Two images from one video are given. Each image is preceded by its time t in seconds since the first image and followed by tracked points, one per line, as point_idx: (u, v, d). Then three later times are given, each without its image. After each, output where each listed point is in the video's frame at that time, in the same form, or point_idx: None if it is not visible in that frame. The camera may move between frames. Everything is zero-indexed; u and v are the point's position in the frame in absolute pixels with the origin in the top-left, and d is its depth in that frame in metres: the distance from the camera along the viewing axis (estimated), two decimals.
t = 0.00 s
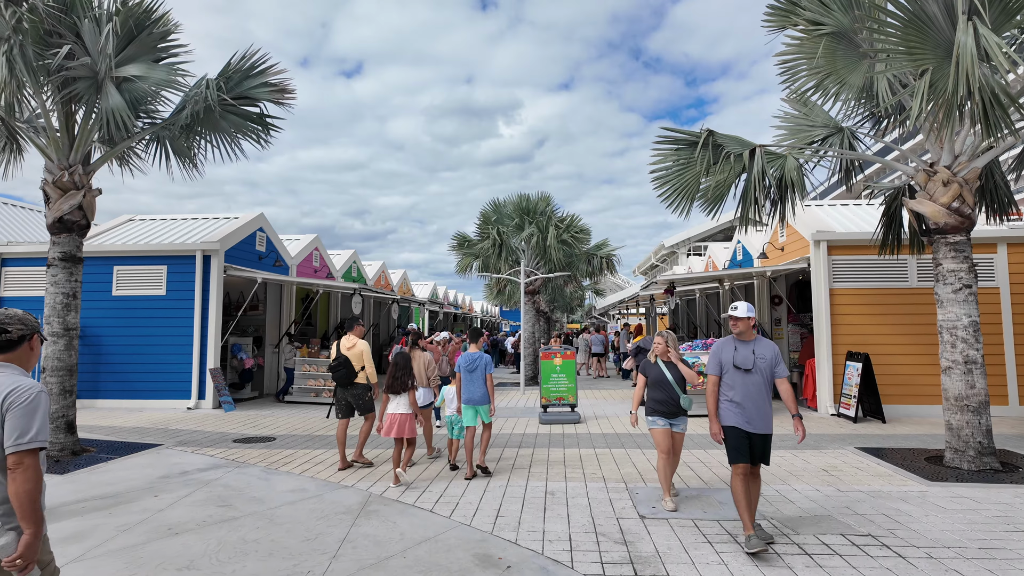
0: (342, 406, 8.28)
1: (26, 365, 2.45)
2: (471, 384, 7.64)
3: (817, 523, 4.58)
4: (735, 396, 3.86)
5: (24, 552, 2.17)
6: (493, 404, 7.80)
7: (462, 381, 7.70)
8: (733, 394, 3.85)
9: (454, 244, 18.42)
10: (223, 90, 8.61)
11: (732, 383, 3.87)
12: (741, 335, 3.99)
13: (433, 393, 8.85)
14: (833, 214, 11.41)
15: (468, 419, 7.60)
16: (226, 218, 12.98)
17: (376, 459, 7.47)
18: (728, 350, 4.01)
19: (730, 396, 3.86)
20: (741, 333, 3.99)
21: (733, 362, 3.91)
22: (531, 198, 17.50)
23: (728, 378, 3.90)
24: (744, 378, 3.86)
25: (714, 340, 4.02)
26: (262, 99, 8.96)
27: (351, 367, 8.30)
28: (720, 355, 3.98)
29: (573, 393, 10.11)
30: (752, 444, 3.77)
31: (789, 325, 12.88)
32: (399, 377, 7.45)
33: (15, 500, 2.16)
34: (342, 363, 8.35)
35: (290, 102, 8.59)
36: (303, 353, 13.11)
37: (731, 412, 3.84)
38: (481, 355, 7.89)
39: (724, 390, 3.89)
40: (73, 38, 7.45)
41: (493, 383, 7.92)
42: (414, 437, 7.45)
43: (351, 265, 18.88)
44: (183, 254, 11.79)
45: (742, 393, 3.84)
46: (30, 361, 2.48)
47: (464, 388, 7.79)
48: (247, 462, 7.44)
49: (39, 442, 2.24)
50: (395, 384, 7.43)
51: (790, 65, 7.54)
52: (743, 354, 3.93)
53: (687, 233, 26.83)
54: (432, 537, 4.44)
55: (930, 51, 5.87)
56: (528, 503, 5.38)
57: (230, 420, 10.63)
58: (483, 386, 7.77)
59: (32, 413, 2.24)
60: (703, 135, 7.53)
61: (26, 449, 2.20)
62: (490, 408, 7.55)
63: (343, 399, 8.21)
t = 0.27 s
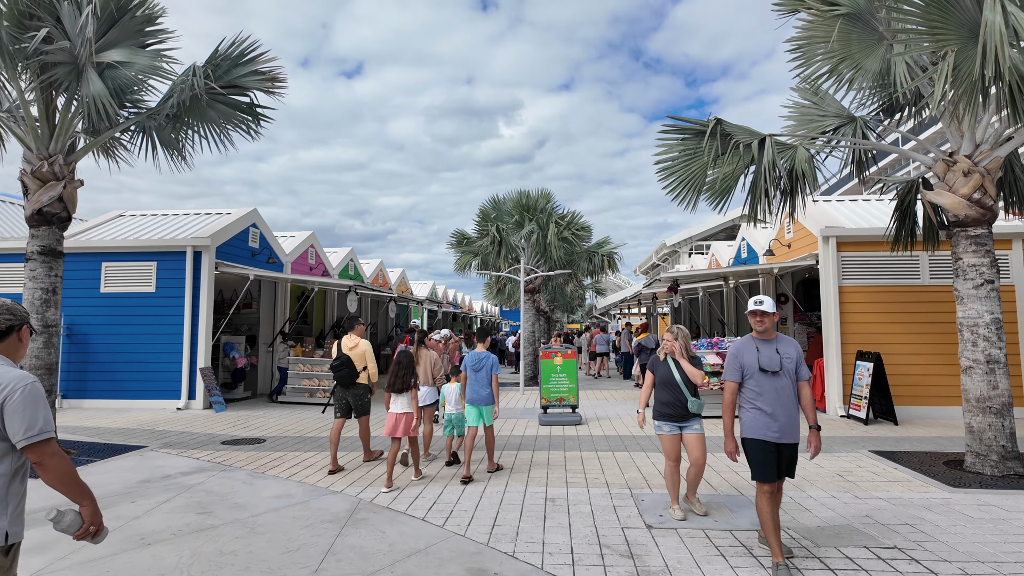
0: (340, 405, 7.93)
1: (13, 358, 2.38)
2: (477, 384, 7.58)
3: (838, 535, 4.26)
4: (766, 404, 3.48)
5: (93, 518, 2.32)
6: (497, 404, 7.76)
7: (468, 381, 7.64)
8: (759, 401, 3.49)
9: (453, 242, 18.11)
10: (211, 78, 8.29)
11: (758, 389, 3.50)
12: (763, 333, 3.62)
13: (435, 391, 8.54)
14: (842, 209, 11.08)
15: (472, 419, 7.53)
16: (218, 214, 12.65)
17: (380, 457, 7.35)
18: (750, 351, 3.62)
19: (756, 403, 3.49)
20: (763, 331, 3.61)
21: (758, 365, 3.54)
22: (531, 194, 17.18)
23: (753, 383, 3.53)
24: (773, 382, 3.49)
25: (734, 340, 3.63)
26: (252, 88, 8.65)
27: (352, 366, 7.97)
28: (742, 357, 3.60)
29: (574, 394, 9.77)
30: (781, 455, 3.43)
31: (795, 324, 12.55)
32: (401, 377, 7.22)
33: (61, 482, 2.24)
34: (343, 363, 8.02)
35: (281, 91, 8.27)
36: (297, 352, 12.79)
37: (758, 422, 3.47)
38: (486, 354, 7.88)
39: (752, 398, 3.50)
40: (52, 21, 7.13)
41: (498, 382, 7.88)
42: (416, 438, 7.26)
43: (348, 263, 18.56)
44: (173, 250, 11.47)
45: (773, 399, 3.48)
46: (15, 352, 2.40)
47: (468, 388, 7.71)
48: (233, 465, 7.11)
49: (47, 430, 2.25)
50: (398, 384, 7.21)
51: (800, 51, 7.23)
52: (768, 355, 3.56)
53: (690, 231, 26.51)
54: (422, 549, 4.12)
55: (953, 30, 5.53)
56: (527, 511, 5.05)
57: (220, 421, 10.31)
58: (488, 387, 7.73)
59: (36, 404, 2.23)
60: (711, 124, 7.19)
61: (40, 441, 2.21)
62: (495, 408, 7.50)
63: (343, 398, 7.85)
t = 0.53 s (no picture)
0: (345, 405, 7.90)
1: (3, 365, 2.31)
2: (483, 386, 7.79)
3: (860, 556, 3.94)
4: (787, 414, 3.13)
5: (59, 544, 2.22)
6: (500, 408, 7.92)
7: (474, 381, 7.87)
8: (784, 415, 3.14)
9: (451, 242, 17.81)
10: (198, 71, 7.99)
11: (783, 402, 3.15)
12: (782, 336, 3.26)
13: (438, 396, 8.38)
14: (850, 208, 10.76)
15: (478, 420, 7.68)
16: (209, 212, 12.34)
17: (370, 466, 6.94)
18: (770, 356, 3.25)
19: (781, 417, 3.14)
20: (783, 333, 3.25)
21: (782, 375, 3.17)
22: (531, 193, 16.85)
23: (776, 394, 3.16)
24: (796, 391, 3.15)
25: (751, 346, 3.24)
26: (241, 82, 8.34)
27: (357, 368, 7.93)
28: (761, 365, 3.21)
29: (574, 398, 9.45)
30: (806, 473, 3.10)
31: (801, 325, 12.24)
32: (407, 380, 6.98)
33: (33, 501, 2.16)
34: (349, 364, 7.98)
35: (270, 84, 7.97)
36: (290, 354, 12.48)
37: (784, 439, 3.13)
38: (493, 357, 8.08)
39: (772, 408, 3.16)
40: (29, 10, 6.81)
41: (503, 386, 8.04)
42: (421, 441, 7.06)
43: (344, 263, 18.25)
44: (162, 250, 11.15)
45: (795, 409, 3.13)
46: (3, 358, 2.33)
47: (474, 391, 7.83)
48: (218, 475, 6.79)
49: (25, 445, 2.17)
50: (403, 387, 6.93)
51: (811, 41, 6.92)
52: (790, 360, 3.21)
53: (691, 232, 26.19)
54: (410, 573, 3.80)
55: (977, 16, 5.20)
56: (525, 527, 4.74)
57: (209, 425, 9.99)
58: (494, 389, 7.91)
59: (13, 416, 2.15)
60: (719, 118, 6.89)
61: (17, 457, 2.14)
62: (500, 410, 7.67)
63: (349, 398, 7.85)
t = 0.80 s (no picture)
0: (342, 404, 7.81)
1: None
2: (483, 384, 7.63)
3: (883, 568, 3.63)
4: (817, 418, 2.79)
5: None
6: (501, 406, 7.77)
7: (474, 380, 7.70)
8: (810, 417, 2.79)
9: (448, 239, 17.49)
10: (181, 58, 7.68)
11: (810, 402, 2.80)
12: (807, 329, 2.93)
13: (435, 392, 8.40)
14: (858, 202, 10.45)
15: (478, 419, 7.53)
16: (199, 208, 12.03)
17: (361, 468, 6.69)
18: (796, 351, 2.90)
19: (810, 419, 2.79)
20: (809, 325, 2.91)
21: (809, 372, 2.82)
22: (529, 189, 16.53)
23: (802, 394, 2.82)
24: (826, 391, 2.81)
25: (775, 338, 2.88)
26: (227, 69, 8.03)
27: (355, 364, 7.90)
28: (785, 359, 2.86)
29: (574, 399, 9.15)
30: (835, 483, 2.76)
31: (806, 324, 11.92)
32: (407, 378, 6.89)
33: None
34: (346, 360, 7.95)
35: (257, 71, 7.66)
36: (281, 353, 12.15)
37: (811, 443, 2.78)
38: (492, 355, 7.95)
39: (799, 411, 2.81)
40: None
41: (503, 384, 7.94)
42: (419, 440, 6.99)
43: (339, 261, 17.93)
44: (149, 245, 10.83)
45: (827, 412, 2.79)
46: None
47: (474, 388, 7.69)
48: (199, 478, 6.47)
49: None
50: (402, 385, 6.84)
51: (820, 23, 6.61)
52: (818, 355, 2.87)
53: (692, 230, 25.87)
54: None
55: None
56: (520, 536, 4.42)
57: (196, 426, 9.67)
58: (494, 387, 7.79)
59: None
60: (724, 104, 6.60)
61: None
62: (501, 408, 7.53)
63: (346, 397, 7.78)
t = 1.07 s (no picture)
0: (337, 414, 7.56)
1: None
2: (479, 389, 7.42)
3: None
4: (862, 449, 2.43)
5: None
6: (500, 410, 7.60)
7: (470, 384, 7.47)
8: (849, 446, 2.45)
9: (445, 239, 17.17)
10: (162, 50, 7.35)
11: (849, 427, 2.45)
12: (850, 341, 2.54)
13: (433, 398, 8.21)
14: (865, 201, 10.12)
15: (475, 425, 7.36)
16: (188, 207, 11.69)
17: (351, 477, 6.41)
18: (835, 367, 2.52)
19: (848, 447, 2.45)
20: (853, 337, 2.52)
21: (849, 392, 2.46)
22: (527, 188, 16.20)
23: (839, 417, 2.47)
24: (871, 416, 2.44)
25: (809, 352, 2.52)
26: (210, 63, 7.71)
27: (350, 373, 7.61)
28: (820, 377, 2.50)
29: (573, 404, 8.82)
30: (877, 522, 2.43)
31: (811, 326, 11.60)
32: (401, 381, 6.69)
33: None
34: (340, 368, 7.67)
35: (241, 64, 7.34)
36: (272, 357, 11.82)
37: (848, 475, 2.45)
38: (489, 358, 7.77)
39: (841, 439, 2.45)
40: None
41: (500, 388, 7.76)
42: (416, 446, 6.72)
43: (334, 262, 17.59)
44: (135, 246, 10.50)
45: (872, 443, 2.43)
46: None
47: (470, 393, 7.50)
48: (177, 491, 6.15)
49: None
50: (396, 389, 6.63)
51: (831, 12, 6.29)
52: (865, 374, 2.48)
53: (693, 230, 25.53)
54: None
55: None
56: (512, 559, 4.09)
57: (182, 433, 9.35)
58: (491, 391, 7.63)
59: None
60: (730, 97, 6.24)
61: None
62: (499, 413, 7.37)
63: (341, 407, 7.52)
